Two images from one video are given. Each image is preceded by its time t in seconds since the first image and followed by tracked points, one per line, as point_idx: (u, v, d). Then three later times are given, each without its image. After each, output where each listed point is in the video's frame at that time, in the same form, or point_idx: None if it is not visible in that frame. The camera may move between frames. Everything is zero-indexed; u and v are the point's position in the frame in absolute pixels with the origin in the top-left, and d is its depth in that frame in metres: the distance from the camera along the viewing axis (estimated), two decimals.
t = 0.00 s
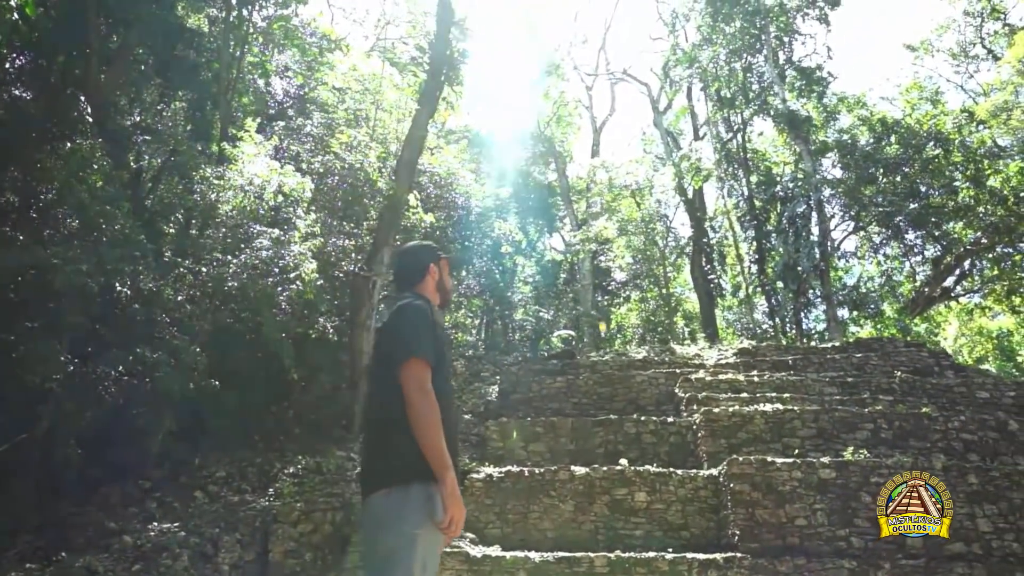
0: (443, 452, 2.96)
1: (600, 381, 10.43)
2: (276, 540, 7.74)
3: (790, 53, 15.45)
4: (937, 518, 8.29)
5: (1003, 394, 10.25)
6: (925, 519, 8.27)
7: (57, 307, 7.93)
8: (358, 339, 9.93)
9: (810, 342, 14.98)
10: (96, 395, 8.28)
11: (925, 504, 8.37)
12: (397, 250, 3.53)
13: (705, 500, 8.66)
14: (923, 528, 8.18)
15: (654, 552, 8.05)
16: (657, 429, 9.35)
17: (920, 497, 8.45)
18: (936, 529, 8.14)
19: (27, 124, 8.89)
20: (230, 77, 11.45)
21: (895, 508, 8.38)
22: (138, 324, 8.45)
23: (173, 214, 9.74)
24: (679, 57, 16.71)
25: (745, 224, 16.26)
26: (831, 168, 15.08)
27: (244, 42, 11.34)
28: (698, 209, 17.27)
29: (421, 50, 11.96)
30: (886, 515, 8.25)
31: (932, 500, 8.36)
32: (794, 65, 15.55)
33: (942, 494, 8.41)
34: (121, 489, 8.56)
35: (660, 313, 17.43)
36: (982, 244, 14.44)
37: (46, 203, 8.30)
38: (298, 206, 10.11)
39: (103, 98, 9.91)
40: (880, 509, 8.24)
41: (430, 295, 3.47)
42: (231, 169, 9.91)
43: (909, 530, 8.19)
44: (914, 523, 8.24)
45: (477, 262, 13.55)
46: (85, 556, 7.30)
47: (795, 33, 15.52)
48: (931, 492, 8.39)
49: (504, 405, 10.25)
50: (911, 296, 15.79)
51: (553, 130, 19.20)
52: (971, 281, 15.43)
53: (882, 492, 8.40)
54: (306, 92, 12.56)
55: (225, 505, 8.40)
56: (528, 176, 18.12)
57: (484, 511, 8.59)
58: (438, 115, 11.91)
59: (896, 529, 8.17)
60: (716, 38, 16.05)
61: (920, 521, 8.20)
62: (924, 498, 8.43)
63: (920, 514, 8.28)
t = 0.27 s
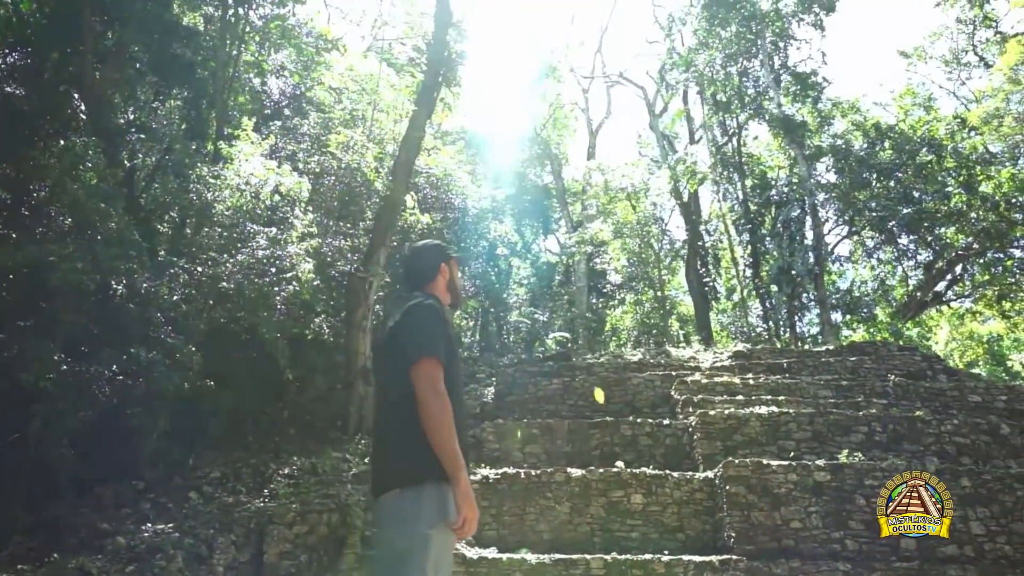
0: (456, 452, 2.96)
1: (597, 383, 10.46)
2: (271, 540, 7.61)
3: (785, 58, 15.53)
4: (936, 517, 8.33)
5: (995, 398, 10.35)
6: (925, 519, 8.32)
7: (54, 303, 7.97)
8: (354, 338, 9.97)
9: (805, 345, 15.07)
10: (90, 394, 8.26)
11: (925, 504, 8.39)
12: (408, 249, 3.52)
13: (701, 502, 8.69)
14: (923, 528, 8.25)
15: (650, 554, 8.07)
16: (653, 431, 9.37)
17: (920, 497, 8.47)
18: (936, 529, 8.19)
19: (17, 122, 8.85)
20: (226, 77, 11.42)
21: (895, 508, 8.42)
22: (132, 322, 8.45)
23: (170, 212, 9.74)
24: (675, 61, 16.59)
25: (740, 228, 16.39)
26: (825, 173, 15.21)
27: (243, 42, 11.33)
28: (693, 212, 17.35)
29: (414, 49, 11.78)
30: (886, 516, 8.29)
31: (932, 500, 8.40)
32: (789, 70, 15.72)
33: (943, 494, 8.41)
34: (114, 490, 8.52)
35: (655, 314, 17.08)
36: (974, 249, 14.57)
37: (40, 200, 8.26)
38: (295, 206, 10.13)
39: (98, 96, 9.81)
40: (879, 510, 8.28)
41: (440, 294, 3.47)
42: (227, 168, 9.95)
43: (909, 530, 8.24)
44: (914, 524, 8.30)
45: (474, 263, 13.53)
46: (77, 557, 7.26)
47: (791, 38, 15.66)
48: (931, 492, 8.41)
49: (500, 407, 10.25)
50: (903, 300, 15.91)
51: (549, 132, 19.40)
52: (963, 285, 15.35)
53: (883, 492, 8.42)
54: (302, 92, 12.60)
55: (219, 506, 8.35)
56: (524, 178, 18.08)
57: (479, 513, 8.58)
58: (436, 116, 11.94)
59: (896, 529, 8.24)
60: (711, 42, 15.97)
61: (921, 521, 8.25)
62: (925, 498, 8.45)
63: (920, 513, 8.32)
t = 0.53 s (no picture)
0: (463, 452, 2.95)
1: (590, 386, 10.49)
2: (264, 543, 7.63)
3: (778, 63, 15.63)
4: (937, 517, 8.39)
5: (984, 401, 10.45)
6: (925, 519, 8.38)
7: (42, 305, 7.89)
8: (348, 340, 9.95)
9: (796, 349, 15.15)
10: (81, 395, 8.25)
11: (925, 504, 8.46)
12: (412, 250, 3.52)
13: (694, 504, 8.73)
14: (923, 528, 8.30)
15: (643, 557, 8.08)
16: (647, 434, 9.39)
17: (920, 497, 8.55)
18: (936, 529, 8.24)
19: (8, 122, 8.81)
20: (220, 76, 11.38)
21: (895, 508, 8.45)
22: (124, 323, 8.37)
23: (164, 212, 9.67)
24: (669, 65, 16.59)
25: (733, 232, 16.56)
26: (817, 178, 15.30)
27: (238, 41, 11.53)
28: (686, 216, 17.45)
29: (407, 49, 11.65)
30: (886, 516, 8.35)
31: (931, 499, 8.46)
32: (782, 76, 15.62)
33: (942, 494, 8.49)
34: (105, 492, 8.47)
35: (648, 317, 17.54)
36: (962, 254, 14.51)
37: (30, 199, 8.27)
38: (289, 206, 10.08)
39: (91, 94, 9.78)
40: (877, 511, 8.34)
41: (445, 295, 3.47)
42: (221, 169, 10.00)
43: (909, 530, 8.29)
44: (914, 524, 8.35)
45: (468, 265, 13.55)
46: (66, 560, 7.21)
47: (784, 43, 15.73)
48: (931, 492, 8.48)
49: (493, 409, 10.26)
50: (893, 304, 16.02)
51: (543, 134, 19.24)
52: (950, 290, 15.63)
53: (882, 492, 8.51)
54: (297, 92, 12.63)
55: (211, 508, 8.32)
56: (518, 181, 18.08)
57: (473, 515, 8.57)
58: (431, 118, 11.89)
59: (896, 529, 8.29)
60: (705, 46, 16.06)
61: (920, 522, 8.31)
62: (925, 497, 8.53)
63: (920, 513, 8.39)
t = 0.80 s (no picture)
0: (468, 453, 2.96)
1: (581, 388, 10.52)
2: (253, 545, 7.49)
3: (768, 69, 15.74)
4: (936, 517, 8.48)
5: (970, 405, 10.55)
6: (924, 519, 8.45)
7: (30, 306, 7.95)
8: (339, 342, 9.94)
9: (785, 353, 15.24)
10: (67, 394, 8.14)
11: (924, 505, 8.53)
12: (415, 251, 3.51)
13: (684, 507, 8.75)
14: (923, 528, 8.41)
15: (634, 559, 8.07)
16: (637, 437, 9.41)
17: (920, 497, 8.73)
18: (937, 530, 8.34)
19: None
20: (211, 75, 11.33)
21: (895, 508, 8.59)
22: (113, 322, 8.46)
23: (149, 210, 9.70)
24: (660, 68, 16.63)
25: (723, 236, 16.68)
26: (806, 182, 15.41)
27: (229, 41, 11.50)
28: (676, 220, 17.52)
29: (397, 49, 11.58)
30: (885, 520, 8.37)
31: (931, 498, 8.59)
32: (772, 80, 15.85)
33: (942, 494, 8.55)
34: (92, 494, 8.40)
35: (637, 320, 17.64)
36: (948, 261, 14.84)
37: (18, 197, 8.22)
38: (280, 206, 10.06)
39: (81, 91, 9.51)
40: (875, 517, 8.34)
41: (448, 295, 3.46)
42: (212, 168, 9.98)
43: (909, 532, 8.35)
44: (914, 524, 8.47)
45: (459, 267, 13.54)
46: (53, 562, 7.14)
47: (774, 49, 15.83)
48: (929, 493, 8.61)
49: (484, 411, 10.26)
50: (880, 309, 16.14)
51: (534, 137, 18.87)
52: (938, 296, 15.75)
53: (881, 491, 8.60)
54: (289, 93, 12.57)
55: (200, 510, 8.27)
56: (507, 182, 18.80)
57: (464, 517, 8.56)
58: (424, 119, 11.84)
59: (896, 529, 8.40)
60: (696, 50, 16.17)
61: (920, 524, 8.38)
62: (925, 497, 8.70)
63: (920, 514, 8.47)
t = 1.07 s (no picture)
0: (471, 455, 2.96)
1: (568, 391, 10.55)
2: (239, 548, 7.50)
3: (755, 75, 15.89)
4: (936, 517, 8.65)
5: (953, 410, 10.68)
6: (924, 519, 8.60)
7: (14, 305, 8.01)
8: (327, 343, 9.90)
9: (770, 357, 15.35)
10: (48, 395, 8.00)
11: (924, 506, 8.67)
12: (416, 254, 3.51)
13: (671, 510, 8.76)
14: (923, 527, 8.54)
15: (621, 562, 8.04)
16: (625, 440, 9.46)
17: (921, 497, 8.86)
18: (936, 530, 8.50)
19: None
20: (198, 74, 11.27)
21: (895, 508, 8.68)
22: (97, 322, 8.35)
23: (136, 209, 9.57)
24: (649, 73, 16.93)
25: (709, 240, 16.83)
26: (792, 188, 15.56)
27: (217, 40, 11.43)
28: (663, 224, 17.65)
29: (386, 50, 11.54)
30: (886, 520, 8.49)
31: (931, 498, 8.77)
32: (759, 86, 16.03)
33: (943, 494, 8.77)
34: (75, 495, 8.30)
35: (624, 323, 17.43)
36: (931, 266, 14.81)
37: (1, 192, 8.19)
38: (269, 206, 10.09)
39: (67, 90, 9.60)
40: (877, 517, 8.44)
41: (449, 298, 3.46)
42: (200, 168, 10.03)
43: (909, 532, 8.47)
44: (914, 523, 8.58)
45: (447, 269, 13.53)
46: (36, 565, 7.05)
47: (761, 56, 15.97)
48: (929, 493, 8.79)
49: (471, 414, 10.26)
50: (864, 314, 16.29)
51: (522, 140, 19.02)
52: (920, 301, 15.64)
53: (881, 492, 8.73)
54: (278, 93, 12.52)
55: (185, 512, 8.20)
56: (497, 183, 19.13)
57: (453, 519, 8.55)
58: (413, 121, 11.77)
59: (897, 528, 8.49)
60: (684, 56, 16.33)
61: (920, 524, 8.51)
62: (926, 498, 8.83)
63: (920, 513, 8.64)
